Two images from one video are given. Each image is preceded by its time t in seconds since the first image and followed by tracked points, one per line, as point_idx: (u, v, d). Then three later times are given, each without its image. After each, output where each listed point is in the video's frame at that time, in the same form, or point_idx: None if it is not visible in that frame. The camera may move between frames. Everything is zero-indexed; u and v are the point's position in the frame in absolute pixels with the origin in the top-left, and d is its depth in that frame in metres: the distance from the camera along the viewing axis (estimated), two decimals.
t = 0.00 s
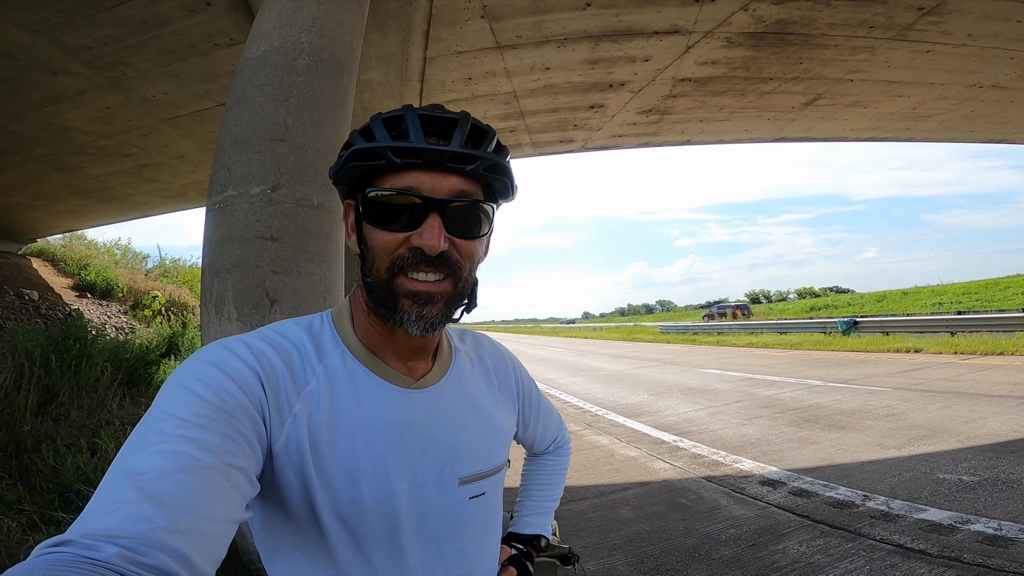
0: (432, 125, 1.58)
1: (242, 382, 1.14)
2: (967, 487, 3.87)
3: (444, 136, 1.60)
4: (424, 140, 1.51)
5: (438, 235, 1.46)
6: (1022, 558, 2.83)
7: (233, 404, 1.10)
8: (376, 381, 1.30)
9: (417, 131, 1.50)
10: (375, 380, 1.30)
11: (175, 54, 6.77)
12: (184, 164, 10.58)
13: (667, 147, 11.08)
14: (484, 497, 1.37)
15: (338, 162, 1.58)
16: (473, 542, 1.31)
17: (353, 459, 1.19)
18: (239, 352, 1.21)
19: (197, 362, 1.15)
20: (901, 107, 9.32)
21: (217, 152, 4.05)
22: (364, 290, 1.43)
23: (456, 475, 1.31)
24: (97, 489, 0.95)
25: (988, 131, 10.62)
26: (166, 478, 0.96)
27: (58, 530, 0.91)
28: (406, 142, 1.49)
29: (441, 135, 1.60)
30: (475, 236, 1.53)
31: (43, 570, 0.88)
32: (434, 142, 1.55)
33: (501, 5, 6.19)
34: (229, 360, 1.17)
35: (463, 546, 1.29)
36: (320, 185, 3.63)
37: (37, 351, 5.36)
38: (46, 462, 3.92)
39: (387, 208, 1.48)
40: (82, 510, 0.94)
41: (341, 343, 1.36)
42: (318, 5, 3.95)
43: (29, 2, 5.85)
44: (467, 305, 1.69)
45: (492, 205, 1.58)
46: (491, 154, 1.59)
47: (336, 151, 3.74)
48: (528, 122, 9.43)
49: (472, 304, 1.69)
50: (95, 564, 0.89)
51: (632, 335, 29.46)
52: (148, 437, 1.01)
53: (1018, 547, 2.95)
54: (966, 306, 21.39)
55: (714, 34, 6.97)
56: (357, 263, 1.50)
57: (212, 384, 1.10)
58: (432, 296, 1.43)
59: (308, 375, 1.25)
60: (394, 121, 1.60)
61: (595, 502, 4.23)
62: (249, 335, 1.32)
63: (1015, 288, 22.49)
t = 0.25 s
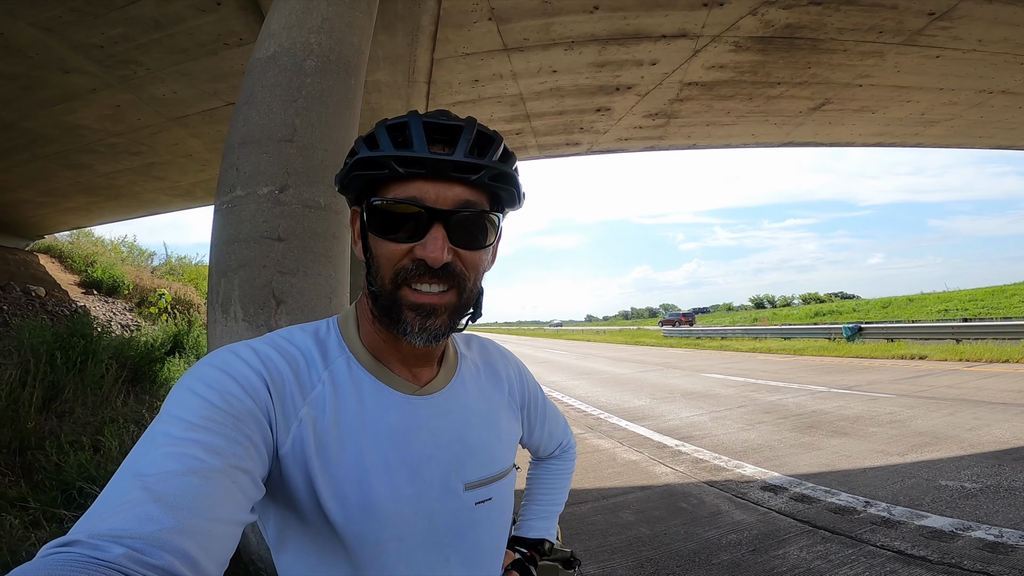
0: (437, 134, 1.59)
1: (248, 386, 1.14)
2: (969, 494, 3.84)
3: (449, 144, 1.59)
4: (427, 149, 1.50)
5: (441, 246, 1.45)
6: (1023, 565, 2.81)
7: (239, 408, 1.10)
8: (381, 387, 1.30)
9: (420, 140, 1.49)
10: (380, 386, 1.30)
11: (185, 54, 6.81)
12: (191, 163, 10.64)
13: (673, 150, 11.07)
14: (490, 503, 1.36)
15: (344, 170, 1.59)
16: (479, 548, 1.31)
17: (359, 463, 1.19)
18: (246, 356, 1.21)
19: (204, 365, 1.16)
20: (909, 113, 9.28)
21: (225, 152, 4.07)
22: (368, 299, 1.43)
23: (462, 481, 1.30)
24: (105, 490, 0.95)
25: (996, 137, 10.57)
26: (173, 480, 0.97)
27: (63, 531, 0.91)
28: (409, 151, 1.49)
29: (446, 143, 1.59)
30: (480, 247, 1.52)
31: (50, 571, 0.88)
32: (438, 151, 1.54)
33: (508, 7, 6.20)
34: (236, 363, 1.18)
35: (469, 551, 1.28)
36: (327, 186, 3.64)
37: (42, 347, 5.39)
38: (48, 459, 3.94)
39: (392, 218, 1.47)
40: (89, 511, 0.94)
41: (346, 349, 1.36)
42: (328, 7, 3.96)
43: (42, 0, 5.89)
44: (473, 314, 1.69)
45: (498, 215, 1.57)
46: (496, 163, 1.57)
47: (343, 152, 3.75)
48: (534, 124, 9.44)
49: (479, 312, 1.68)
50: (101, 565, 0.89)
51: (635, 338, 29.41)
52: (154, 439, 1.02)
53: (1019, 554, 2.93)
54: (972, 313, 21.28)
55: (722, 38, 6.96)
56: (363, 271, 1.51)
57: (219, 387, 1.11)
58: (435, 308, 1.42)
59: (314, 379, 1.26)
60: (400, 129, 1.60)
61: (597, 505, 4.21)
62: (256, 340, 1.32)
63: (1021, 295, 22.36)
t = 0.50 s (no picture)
0: (437, 131, 1.58)
1: (246, 389, 1.15)
2: (975, 496, 3.81)
3: (449, 141, 1.58)
4: (426, 148, 1.50)
5: (441, 248, 1.44)
6: None
7: (237, 411, 1.11)
8: (380, 391, 1.30)
9: (418, 138, 1.49)
10: (379, 390, 1.30)
11: (193, 52, 6.84)
12: (198, 160, 10.69)
13: (679, 149, 11.02)
14: (486, 506, 1.36)
15: (344, 170, 1.60)
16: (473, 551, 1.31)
17: (355, 467, 1.19)
18: (245, 358, 1.21)
19: (203, 367, 1.16)
20: (920, 112, 9.19)
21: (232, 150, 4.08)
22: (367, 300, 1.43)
23: (459, 485, 1.30)
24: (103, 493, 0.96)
25: (1007, 137, 10.45)
26: (170, 484, 0.97)
27: (61, 535, 0.92)
28: (407, 151, 1.49)
29: (446, 140, 1.59)
30: (481, 248, 1.51)
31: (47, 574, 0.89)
32: (437, 149, 1.54)
33: (514, 6, 6.19)
34: (235, 366, 1.18)
35: (464, 555, 1.29)
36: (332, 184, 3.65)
37: (51, 343, 5.44)
38: (56, 454, 3.98)
39: (391, 220, 1.47)
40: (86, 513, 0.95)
41: (346, 351, 1.36)
42: (333, 5, 3.96)
43: None
44: (475, 316, 1.68)
45: (498, 215, 1.56)
46: (497, 161, 1.57)
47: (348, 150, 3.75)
48: (539, 122, 9.42)
49: (481, 314, 1.67)
50: (98, 568, 0.90)
51: (640, 337, 29.35)
52: (152, 443, 1.02)
53: None
54: (981, 314, 21.10)
55: (730, 36, 6.92)
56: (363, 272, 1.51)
57: (218, 391, 1.11)
58: (434, 310, 1.42)
59: (313, 382, 1.26)
60: (400, 128, 1.61)
61: (599, 505, 4.21)
62: (256, 341, 1.32)
63: None
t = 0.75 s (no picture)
0: (438, 132, 1.59)
1: (245, 389, 1.15)
2: (979, 497, 3.79)
3: (449, 142, 1.59)
4: (426, 148, 1.51)
5: (440, 249, 1.45)
6: None
7: (237, 411, 1.11)
8: (378, 391, 1.31)
9: (419, 140, 1.50)
10: (377, 390, 1.31)
11: (196, 53, 6.87)
12: (202, 162, 10.73)
13: (682, 149, 11.00)
14: (486, 506, 1.36)
15: (343, 171, 1.60)
16: (471, 550, 1.32)
17: (353, 467, 1.19)
18: (244, 358, 1.22)
19: (202, 367, 1.16)
20: (923, 112, 9.16)
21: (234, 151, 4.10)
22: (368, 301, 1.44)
23: (457, 485, 1.30)
24: (103, 492, 0.96)
25: (1012, 137, 10.40)
26: (169, 483, 0.97)
27: (61, 535, 0.92)
28: (408, 152, 1.49)
29: (446, 141, 1.59)
30: (481, 249, 1.52)
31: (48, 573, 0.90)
32: (438, 150, 1.54)
33: (515, 7, 6.20)
34: (234, 366, 1.19)
35: (461, 554, 1.29)
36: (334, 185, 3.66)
37: (55, 344, 5.47)
38: (59, 455, 4.00)
39: (392, 220, 1.48)
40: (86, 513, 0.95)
41: (345, 351, 1.36)
42: (335, 7, 3.97)
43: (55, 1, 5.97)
44: (475, 317, 1.68)
45: (499, 215, 1.57)
46: (497, 162, 1.57)
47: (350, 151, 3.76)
48: (541, 123, 9.43)
49: (480, 316, 1.68)
50: (100, 568, 0.90)
51: (643, 338, 29.30)
52: (152, 442, 1.02)
53: None
54: (986, 315, 21.00)
55: (731, 36, 6.91)
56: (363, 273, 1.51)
57: (217, 390, 1.11)
58: (436, 311, 1.42)
59: (312, 382, 1.26)
60: (400, 129, 1.61)
61: (601, 506, 4.21)
62: (254, 341, 1.33)
63: None
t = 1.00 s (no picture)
0: (433, 132, 1.58)
1: (241, 391, 1.15)
2: (978, 494, 3.80)
3: (444, 143, 1.59)
4: (421, 148, 1.50)
5: (435, 249, 1.44)
6: None
7: (232, 412, 1.11)
8: (374, 392, 1.31)
9: (414, 140, 1.50)
10: (373, 391, 1.31)
11: (192, 52, 6.84)
12: (199, 161, 10.70)
13: (680, 146, 11.00)
14: (482, 507, 1.36)
15: (338, 170, 1.60)
16: (468, 551, 1.32)
17: (349, 468, 1.19)
18: (240, 360, 1.21)
19: (198, 369, 1.16)
20: (921, 108, 9.15)
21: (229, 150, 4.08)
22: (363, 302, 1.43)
23: (454, 486, 1.30)
24: (98, 493, 0.96)
25: (1010, 132, 10.39)
26: (164, 485, 0.97)
27: (56, 536, 0.91)
28: (403, 151, 1.49)
29: (441, 141, 1.59)
30: (476, 249, 1.51)
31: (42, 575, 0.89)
32: (433, 150, 1.54)
33: (512, 4, 6.17)
34: (229, 367, 1.18)
35: (457, 555, 1.29)
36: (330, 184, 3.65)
37: (53, 344, 5.46)
38: (58, 455, 4.00)
39: (386, 220, 1.47)
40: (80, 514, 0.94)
41: (341, 352, 1.36)
42: (330, 4, 3.96)
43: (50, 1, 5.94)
44: (471, 318, 1.68)
45: (494, 215, 1.56)
46: (493, 162, 1.57)
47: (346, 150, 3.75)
48: (539, 121, 9.41)
49: (476, 317, 1.67)
50: (94, 569, 0.90)
51: (642, 335, 29.32)
52: (147, 443, 1.02)
53: None
54: (984, 310, 21.05)
55: (729, 33, 6.90)
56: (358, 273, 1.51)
57: (212, 392, 1.11)
58: (429, 312, 1.41)
59: (307, 384, 1.26)
60: (396, 128, 1.60)
61: (600, 503, 4.21)
62: (250, 343, 1.32)
63: None
